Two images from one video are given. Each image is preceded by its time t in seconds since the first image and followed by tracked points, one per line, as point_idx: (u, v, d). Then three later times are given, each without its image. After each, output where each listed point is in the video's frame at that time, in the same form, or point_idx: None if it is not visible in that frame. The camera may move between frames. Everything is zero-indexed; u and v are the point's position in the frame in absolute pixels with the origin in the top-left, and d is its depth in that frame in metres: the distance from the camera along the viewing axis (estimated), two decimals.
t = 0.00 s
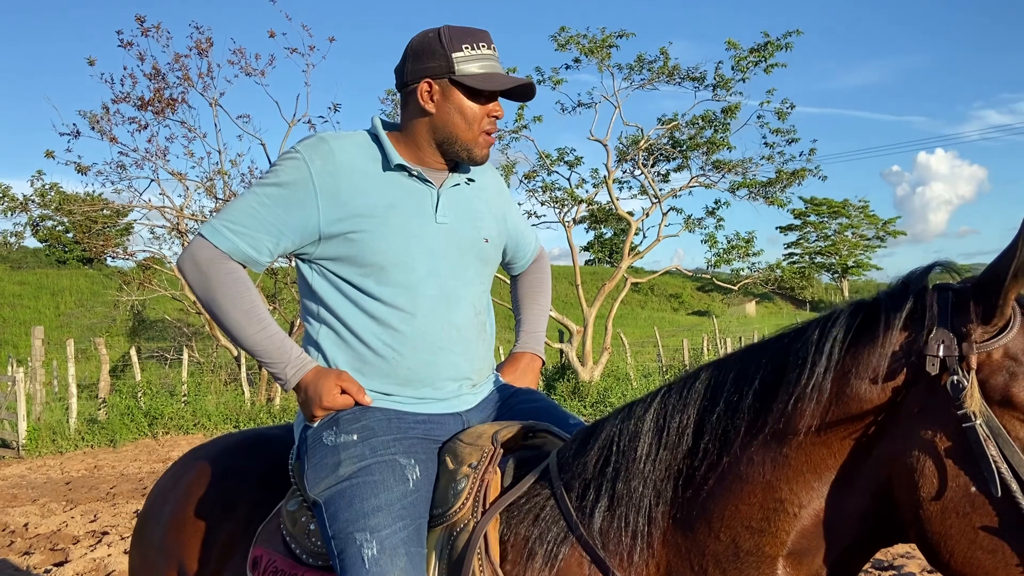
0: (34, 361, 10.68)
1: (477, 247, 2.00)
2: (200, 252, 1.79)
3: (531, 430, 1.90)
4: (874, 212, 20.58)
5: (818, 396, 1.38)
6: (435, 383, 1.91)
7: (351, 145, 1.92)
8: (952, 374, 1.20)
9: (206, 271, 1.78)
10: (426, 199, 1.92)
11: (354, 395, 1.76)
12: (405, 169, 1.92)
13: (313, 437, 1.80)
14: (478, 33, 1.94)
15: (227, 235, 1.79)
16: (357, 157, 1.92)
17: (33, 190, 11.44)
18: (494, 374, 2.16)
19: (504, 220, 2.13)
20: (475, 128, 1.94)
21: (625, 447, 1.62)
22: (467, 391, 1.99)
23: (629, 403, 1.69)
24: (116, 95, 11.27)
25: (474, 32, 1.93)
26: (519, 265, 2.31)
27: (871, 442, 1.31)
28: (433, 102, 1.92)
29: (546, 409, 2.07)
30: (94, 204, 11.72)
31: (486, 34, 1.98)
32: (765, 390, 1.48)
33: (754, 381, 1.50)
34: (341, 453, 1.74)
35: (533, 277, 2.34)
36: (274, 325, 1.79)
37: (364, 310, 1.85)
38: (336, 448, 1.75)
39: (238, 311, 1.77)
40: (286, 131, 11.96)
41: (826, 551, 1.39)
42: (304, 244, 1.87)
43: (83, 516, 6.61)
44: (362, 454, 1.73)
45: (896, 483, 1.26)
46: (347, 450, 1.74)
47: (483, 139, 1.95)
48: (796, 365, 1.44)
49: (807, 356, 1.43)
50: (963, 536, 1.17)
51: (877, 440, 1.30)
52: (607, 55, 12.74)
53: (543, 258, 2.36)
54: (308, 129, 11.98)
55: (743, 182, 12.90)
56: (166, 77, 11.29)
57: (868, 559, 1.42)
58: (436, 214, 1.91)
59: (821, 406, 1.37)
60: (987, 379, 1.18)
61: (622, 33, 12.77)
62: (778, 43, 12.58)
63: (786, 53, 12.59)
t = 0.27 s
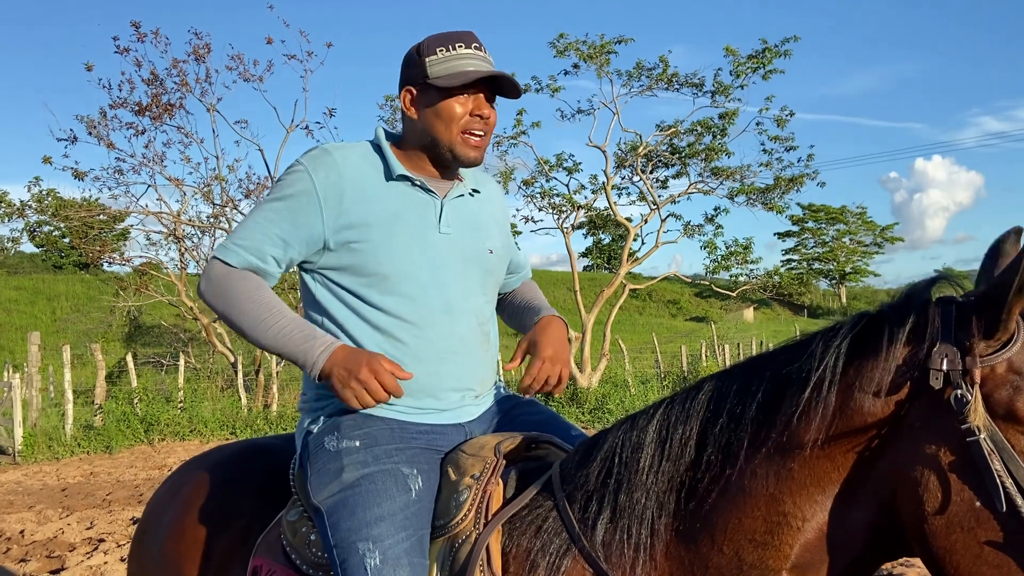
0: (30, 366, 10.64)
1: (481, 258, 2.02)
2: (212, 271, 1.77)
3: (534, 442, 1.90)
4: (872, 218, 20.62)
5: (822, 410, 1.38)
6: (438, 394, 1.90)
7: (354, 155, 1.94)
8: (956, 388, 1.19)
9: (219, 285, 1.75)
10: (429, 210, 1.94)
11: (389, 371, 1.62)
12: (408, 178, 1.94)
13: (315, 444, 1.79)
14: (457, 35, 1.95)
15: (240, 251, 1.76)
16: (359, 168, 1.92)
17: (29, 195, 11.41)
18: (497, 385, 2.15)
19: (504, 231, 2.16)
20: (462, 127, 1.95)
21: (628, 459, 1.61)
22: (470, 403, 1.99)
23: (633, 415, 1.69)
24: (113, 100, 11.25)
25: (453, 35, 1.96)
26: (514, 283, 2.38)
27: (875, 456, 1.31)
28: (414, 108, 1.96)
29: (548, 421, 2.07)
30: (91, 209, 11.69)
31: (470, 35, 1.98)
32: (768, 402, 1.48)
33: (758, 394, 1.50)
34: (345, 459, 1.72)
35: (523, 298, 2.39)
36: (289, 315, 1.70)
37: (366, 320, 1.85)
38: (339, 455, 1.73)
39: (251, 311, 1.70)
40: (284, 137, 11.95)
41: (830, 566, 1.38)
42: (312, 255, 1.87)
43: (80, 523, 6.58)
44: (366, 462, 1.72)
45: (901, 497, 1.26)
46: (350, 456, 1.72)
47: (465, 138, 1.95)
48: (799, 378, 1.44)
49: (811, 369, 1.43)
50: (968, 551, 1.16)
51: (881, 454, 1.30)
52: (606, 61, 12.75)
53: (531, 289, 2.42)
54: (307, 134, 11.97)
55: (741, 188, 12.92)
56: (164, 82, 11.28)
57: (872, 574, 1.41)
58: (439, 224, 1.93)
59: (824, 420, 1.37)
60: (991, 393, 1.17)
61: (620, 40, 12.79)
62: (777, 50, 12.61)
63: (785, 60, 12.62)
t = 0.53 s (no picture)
0: (31, 372, 10.63)
1: (483, 262, 2.03)
2: (256, 317, 1.74)
3: (538, 447, 1.88)
4: (874, 224, 20.63)
5: (827, 414, 1.36)
6: (440, 397, 1.89)
7: (356, 162, 1.94)
8: (960, 392, 1.18)
9: (270, 320, 1.71)
10: (429, 214, 1.94)
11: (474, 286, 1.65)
12: (405, 183, 1.94)
13: (317, 447, 1.78)
14: (432, 37, 1.98)
15: (279, 275, 1.77)
16: (360, 174, 1.93)
17: (31, 201, 11.43)
18: (500, 390, 2.14)
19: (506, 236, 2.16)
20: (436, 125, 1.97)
21: (632, 464, 1.60)
22: (473, 406, 1.97)
23: (637, 420, 1.68)
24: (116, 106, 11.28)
25: (431, 37, 1.99)
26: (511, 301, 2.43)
27: (879, 460, 1.30)
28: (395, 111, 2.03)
29: (551, 426, 2.06)
30: (93, 215, 11.69)
31: (446, 36, 1.99)
32: (773, 406, 1.47)
33: (763, 399, 1.49)
34: (348, 463, 1.71)
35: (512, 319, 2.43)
36: (354, 300, 1.70)
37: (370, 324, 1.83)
38: (341, 458, 1.72)
39: (317, 315, 1.68)
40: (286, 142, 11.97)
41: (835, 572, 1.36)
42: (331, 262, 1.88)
43: (80, 528, 6.56)
44: (368, 465, 1.71)
45: (904, 501, 1.25)
46: (353, 460, 1.71)
47: (436, 137, 1.97)
48: (804, 382, 1.43)
49: (816, 373, 1.42)
50: (970, 556, 1.15)
51: (884, 457, 1.29)
52: (608, 67, 12.78)
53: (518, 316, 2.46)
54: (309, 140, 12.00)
55: (743, 195, 12.93)
56: (167, 88, 11.31)
57: None
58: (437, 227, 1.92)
59: (829, 424, 1.36)
60: (995, 397, 1.16)
61: (622, 46, 12.82)
62: (778, 56, 12.64)
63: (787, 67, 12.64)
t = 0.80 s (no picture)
0: (40, 375, 10.68)
1: (494, 266, 2.04)
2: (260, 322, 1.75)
3: (547, 453, 1.90)
4: (881, 229, 20.58)
5: (840, 420, 1.37)
6: (451, 400, 1.90)
7: (365, 171, 1.97)
8: (975, 398, 1.19)
9: (270, 322, 1.71)
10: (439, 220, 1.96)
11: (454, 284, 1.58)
12: (414, 189, 1.97)
13: (329, 450, 1.79)
14: (428, 41, 2.01)
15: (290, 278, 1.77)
16: (371, 181, 1.95)
17: (41, 205, 11.50)
18: (510, 395, 2.15)
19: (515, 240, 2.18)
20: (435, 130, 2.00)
21: (643, 468, 1.61)
22: (484, 410, 1.99)
23: (648, 424, 1.69)
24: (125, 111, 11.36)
25: (428, 41, 2.01)
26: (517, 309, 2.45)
27: (892, 465, 1.31)
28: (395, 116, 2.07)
29: (560, 431, 2.07)
30: (102, 218, 11.76)
31: (442, 40, 2.02)
32: (784, 411, 1.48)
33: (774, 403, 1.50)
34: (359, 465, 1.72)
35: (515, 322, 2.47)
36: (345, 301, 1.68)
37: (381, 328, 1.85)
38: (353, 461, 1.73)
39: (308, 318, 1.66)
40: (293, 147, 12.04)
41: None
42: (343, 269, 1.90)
43: (88, 531, 6.59)
44: (379, 468, 1.72)
45: (917, 506, 1.25)
46: (364, 463, 1.72)
47: (433, 138, 1.99)
48: (816, 387, 1.44)
49: (828, 378, 1.43)
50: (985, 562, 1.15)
51: (897, 463, 1.30)
52: (615, 72, 12.80)
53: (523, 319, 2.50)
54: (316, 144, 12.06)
55: (750, 199, 12.93)
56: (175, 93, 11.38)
57: None
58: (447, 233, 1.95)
59: (842, 429, 1.37)
60: (1010, 403, 1.17)
61: (629, 51, 12.85)
62: (785, 62, 12.64)
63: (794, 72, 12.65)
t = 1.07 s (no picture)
0: (52, 376, 10.72)
1: (508, 268, 2.04)
2: (265, 323, 1.79)
3: (562, 455, 1.89)
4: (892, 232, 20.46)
5: (859, 423, 1.36)
6: (466, 402, 1.89)
7: (377, 175, 1.94)
8: (997, 403, 1.18)
9: (274, 328, 1.75)
10: (456, 222, 1.96)
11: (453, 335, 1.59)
12: (432, 193, 1.96)
13: (344, 450, 1.79)
14: (440, 44, 2.01)
15: (300, 290, 1.78)
16: (385, 184, 1.94)
17: (53, 207, 11.58)
18: (524, 398, 2.14)
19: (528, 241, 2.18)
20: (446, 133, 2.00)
21: (658, 472, 1.60)
22: (499, 412, 1.98)
23: (663, 427, 1.69)
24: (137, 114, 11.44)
25: (443, 43, 1.99)
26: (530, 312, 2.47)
27: (912, 470, 1.29)
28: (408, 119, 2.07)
29: (573, 434, 2.06)
30: (114, 221, 11.83)
31: (455, 42, 2.01)
32: (801, 414, 1.47)
33: (791, 407, 1.48)
34: (375, 466, 1.72)
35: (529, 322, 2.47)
36: (347, 325, 1.71)
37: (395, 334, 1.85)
38: (368, 461, 1.73)
39: (309, 336, 1.70)
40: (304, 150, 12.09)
41: None
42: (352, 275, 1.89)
43: (99, 532, 6.61)
44: (395, 469, 1.72)
45: (938, 511, 1.24)
46: (380, 463, 1.72)
47: (442, 143, 2.00)
48: (834, 391, 1.43)
49: (846, 381, 1.41)
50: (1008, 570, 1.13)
51: (917, 468, 1.28)
52: (625, 75, 12.78)
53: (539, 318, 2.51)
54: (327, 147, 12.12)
55: (761, 202, 12.88)
56: (187, 96, 11.44)
57: None
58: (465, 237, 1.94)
59: (861, 433, 1.35)
60: None
61: (639, 54, 12.84)
62: (797, 64, 12.60)
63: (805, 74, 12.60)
